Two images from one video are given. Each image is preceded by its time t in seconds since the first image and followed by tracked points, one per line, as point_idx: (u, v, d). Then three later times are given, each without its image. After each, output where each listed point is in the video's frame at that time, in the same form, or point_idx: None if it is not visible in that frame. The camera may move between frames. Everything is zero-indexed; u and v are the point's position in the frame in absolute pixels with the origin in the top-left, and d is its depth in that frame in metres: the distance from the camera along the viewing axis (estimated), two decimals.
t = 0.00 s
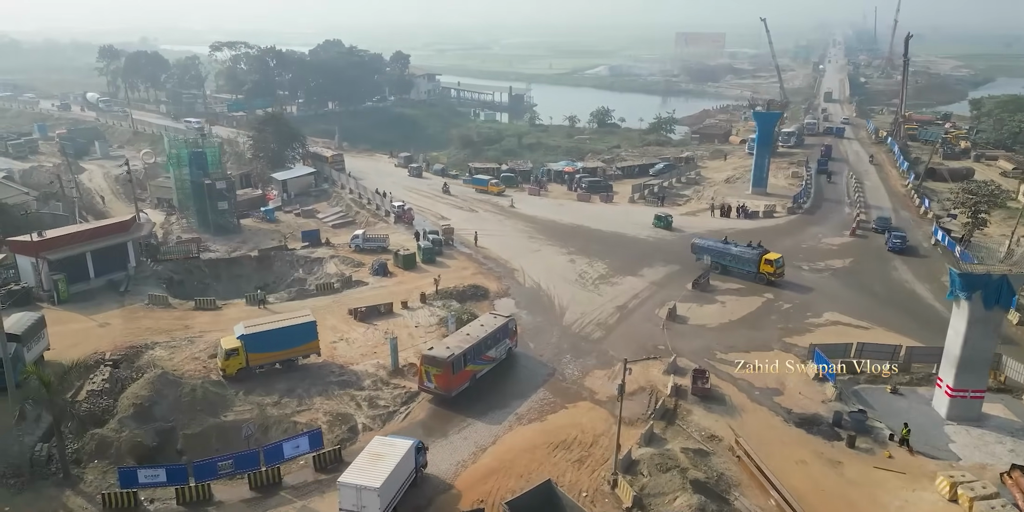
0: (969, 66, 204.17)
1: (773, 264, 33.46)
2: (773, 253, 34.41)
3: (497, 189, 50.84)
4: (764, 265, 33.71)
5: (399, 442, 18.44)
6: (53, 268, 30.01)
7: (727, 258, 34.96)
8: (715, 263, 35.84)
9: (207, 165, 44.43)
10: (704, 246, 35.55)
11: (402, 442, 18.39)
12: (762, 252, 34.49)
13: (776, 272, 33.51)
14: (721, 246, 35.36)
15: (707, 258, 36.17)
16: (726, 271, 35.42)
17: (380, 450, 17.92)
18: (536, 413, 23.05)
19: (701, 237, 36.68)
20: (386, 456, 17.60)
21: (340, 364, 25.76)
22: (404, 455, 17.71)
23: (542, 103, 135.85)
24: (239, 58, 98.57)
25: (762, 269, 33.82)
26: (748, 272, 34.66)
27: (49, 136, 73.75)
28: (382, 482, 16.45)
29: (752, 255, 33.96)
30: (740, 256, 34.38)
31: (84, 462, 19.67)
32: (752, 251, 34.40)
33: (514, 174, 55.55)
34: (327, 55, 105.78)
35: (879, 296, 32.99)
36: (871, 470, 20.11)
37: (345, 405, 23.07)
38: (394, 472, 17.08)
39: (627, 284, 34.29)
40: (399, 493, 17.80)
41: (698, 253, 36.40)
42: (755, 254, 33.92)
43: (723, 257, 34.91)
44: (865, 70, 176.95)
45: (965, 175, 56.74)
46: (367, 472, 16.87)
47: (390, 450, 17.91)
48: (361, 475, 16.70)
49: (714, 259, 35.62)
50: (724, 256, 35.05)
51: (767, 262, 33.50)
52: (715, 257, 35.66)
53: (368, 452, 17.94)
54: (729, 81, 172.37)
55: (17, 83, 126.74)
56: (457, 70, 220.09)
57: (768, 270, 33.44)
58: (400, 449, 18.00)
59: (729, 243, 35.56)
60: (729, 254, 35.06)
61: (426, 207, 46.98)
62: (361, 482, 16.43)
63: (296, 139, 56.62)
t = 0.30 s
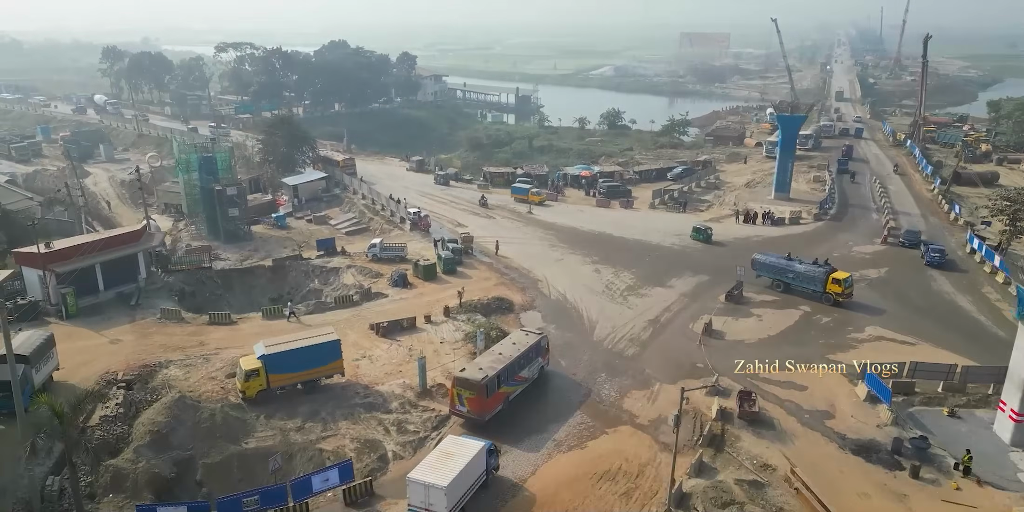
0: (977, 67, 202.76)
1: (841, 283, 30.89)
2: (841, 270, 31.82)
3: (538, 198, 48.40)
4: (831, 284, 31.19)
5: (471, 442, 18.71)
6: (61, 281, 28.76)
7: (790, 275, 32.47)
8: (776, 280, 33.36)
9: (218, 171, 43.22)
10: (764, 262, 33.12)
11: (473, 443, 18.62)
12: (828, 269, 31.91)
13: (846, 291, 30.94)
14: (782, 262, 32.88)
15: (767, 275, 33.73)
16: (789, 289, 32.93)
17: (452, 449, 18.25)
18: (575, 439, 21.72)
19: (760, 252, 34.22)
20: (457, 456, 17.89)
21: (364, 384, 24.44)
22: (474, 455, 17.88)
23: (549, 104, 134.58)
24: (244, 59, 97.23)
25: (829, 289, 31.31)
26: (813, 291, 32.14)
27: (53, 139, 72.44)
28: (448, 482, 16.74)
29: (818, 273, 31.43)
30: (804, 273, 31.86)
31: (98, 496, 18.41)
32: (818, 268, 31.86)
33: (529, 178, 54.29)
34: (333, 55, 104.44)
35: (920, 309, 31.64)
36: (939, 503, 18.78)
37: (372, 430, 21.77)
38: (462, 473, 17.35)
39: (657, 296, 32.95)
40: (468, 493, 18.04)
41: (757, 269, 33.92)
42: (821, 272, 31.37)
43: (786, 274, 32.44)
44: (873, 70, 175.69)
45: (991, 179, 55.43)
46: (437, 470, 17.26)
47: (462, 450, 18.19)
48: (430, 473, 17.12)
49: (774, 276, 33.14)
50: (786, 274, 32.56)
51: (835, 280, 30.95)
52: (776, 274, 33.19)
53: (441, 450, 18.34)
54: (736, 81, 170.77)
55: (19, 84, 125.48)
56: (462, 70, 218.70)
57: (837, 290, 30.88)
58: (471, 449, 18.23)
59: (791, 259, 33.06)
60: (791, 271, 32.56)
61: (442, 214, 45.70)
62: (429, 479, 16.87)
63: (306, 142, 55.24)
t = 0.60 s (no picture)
0: (984, 67, 200.98)
1: (918, 307, 28.32)
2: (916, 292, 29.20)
3: (581, 207, 46.22)
4: (907, 307, 28.62)
5: (541, 445, 18.36)
6: (61, 295, 27.22)
7: (859, 296, 29.90)
8: (844, 301, 30.78)
9: (224, 176, 41.74)
10: (831, 282, 30.55)
11: (543, 445, 18.29)
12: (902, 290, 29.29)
13: (923, 316, 28.37)
14: (851, 282, 30.28)
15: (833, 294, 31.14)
16: (858, 311, 30.38)
17: (522, 451, 17.96)
18: (614, 469, 20.17)
19: (827, 270, 31.53)
20: (527, 458, 17.57)
21: (384, 407, 22.87)
22: (546, 458, 17.51)
23: (555, 105, 133.00)
24: (247, 59, 95.57)
25: (903, 312, 28.75)
26: (885, 314, 29.58)
27: (52, 141, 70.80)
28: (519, 484, 16.42)
29: (891, 295, 28.85)
30: (876, 294, 29.29)
31: None
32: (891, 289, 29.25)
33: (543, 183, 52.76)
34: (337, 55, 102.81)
35: (964, 322, 30.06)
36: None
37: (396, 460, 20.21)
38: (533, 475, 17.03)
39: (686, 309, 31.37)
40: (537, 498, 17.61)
41: (822, 288, 31.31)
42: (895, 293, 28.80)
43: (855, 295, 29.88)
44: (880, 70, 174.11)
45: (1018, 183, 53.86)
46: (507, 471, 16.96)
47: (532, 452, 17.85)
48: (501, 473, 16.84)
49: (842, 296, 30.53)
50: (855, 294, 29.98)
51: (911, 304, 28.38)
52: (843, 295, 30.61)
53: (510, 451, 18.05)
54: (743, 82, 169.12)
55: (18, 85, 123.88)
56: (465, 70, 217.03)
57: (913, 313, 28.32)
58: (541, 452, 17.91)
59: (861, 278, 30.44)
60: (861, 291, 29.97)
61: (455, 220, 44.17)
62: (499, 480, 16.57)
63: (313, 146, 53.66)
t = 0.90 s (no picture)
0: (990, 67, 199.58)
1: (1006, 336, 25.48)
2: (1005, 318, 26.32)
3: (626, 219, 43.67)
4: (994, 336, 25.77)
5: (610, 450, 17.97)
6: (56, 312, 25.65)
7: (937, 321, 27.20)
8: (920, 326, 28.11)
9: (227, 181, 40.22)
10: (906, 305, 27.94)
11: (613, 451, 17.89)
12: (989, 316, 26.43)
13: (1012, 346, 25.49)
14: (928, 305, 27.62)
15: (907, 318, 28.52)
16: (936, 338, 27.67)
17: (591, 455, 17.54)
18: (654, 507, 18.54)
19: (901, 291, 28.88)
20: (597, 463, 17.17)
21: (401, 436, 21.27)
22: (617, 464, 17.10)
23: (559, 105, 131.50)
24: (249, 60, 93.94)
25: (988, 341, 25.95)
26: (967, 342, 26.77)
27: (49, 143, 69.13)
28: (593, 489, 16.08)
29: (975, 321, 26.05)
30: (958, 320, 26.53)
31: None
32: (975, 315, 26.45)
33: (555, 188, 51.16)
34: (340, 56, 101.23)
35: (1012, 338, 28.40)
36: None
37: (417, 496, 18.60)
38: (605, 481, 16.64)
39: (716, 324, 29.75)
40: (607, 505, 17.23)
41: (896, 311, 28.67)
42: (979, 319, 26.02)
43: (932, 320, 27.20)
44: (886, 70, 172.69)
45: None
46: (580, 475, 16.61)
47: (602, 458, 17.45)
48: (574, 477, 16.51)
49: (919, 321, 27.85)
50: (934, 319, 27.29)
51: (999, 332, 25.53)
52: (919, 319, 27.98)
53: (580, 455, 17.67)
54: (748, 83, 167.52)
55: (16, 85, 122.13)
56: (467, 70, 215.35)
57: (1000, 344, 25.48)
58: (612, 458, 17.49)
59: (941, 302, 27.72)
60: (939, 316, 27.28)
61: (467, 227, 42.63)
62: (573, 485, 16.23)
63: (318, 149, 52.03)
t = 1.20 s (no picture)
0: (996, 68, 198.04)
1: None
2: None
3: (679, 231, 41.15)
4: None
5: (678, 458, 17.34)
6: (51, 332, 24.08)
7: None
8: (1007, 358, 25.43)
9: (230, 188, 38.64)
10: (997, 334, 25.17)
11: (682, 459, 17.23)
12: None
13: None
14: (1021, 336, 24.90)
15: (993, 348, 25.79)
16: None
17: (661, 462, 16.95)
18: None
19: (985, 317, 26.04)
20: (669, 470, 16.57)
21: (421, 469, 19.65)
22: (689, 471, 16.49)
23: (564, 106, 130.00)
24: (250, 61, 92.28)
25: None
26: None
27: (47, 146, 67.48)
28: (669, 497, 15.51)
29: None
30: None
31: None
32: None
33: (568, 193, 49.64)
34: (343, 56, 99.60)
35: None
36: None
37: None
38: (679, 489, 16.04)
39: (747, 341, 28.16)
40: None
41: (979, 339, 25.93)
42: None
43: None
44: (893, 70, 171.23)
45: None
46: (654, 483, 16.04)
47: (672, 465, 16.85)
48: (647, 485, 15.95)
49: (1007, 352, 25.18)
50: None
51: None
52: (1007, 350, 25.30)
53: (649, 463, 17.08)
54: (754, 83, 165.91)
55: (14, 86, 120.42)
56: (470, 70, 213.61)
57: None
58: (683, 464, 16.89)
59: None
60: None
61: (480, 235, 41.10)
62: (647, 493, 15.67)
63: (324, 153, 50.38)
